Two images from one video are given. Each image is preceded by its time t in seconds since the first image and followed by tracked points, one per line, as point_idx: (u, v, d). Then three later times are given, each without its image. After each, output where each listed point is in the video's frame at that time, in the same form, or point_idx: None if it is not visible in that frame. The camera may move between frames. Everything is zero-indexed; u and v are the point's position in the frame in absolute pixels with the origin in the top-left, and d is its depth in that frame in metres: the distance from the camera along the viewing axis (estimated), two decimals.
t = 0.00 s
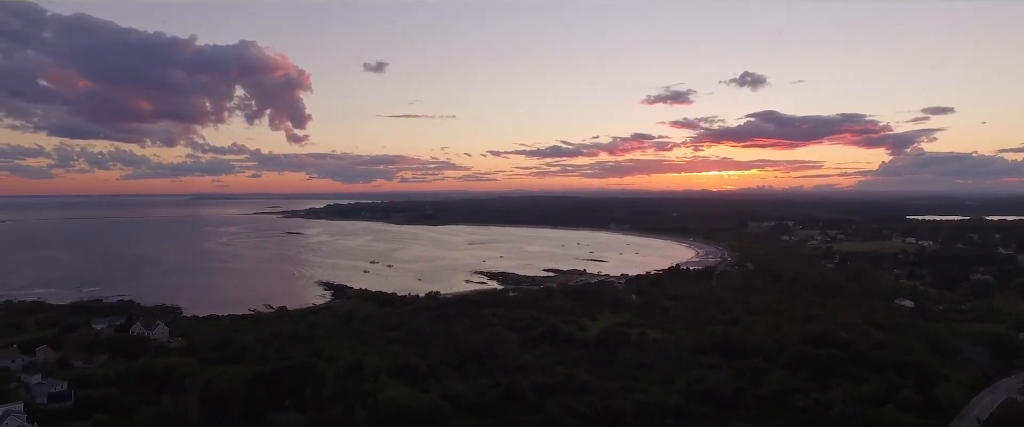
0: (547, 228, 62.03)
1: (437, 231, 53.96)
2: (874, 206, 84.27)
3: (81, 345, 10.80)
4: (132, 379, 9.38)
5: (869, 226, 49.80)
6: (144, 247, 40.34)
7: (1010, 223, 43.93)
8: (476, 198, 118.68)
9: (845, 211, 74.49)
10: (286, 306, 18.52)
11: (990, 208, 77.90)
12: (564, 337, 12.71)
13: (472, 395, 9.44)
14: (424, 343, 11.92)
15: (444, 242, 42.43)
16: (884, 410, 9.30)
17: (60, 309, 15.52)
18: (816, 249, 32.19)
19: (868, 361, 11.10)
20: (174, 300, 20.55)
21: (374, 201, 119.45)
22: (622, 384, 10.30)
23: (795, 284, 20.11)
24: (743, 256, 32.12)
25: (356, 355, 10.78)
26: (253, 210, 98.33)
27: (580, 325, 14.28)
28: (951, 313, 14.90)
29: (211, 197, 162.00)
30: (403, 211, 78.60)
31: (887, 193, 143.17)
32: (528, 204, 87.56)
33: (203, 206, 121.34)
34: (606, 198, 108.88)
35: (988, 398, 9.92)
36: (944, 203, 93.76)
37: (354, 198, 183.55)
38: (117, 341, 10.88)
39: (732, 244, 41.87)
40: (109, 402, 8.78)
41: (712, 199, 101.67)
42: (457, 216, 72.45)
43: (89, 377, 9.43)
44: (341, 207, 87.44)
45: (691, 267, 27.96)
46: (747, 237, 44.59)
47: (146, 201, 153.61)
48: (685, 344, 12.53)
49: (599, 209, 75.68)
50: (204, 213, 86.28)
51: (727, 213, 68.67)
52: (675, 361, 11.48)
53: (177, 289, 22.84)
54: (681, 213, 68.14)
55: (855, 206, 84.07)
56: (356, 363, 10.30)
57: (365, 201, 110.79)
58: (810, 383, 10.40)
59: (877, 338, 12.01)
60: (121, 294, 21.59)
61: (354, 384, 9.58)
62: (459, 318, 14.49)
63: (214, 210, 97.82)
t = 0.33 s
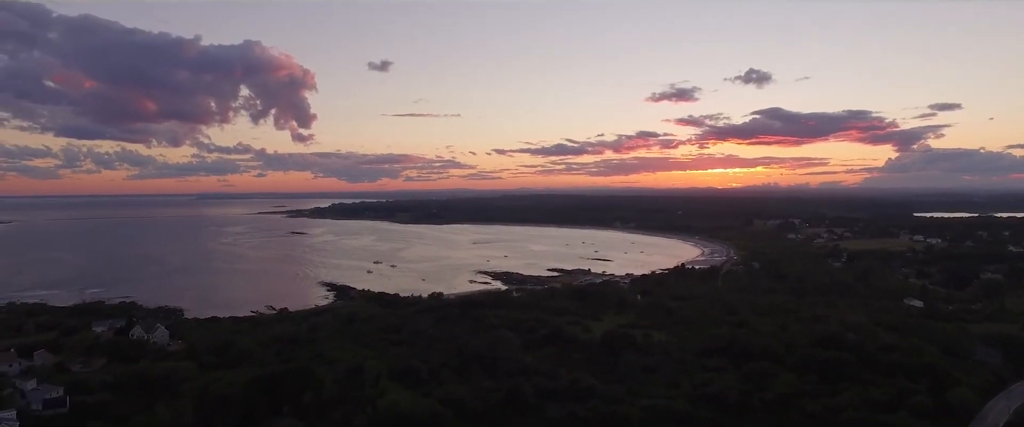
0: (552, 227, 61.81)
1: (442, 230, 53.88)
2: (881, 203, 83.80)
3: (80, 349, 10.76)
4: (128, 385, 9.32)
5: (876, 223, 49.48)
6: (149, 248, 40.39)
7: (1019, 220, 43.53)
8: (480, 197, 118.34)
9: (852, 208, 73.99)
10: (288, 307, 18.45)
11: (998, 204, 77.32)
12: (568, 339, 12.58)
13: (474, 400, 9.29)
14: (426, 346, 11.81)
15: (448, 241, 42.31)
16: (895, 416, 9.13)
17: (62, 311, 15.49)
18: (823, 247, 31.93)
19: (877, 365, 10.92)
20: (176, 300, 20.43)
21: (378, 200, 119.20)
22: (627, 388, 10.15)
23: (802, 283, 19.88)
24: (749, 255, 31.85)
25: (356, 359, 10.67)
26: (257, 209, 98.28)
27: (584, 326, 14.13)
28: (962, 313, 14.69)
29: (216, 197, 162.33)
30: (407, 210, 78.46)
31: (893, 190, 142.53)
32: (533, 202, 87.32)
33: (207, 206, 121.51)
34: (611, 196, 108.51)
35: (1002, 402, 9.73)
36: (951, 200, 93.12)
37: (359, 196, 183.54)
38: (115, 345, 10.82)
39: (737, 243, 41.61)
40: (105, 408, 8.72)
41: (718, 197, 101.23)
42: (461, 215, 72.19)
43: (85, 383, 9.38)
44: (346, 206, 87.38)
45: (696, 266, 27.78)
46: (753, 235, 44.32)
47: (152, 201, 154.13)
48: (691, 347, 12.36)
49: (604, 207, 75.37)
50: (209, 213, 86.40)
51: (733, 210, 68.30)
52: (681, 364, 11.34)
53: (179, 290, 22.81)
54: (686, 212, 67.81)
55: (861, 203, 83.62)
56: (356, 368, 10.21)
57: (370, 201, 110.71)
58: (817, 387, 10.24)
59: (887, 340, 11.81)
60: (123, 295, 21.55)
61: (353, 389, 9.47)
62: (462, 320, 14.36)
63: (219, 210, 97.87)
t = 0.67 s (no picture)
0: (556, 225, 61.59)
1: (445, 228, 53.74)
2: (887, 200, 83.29)
3: (77, 352, 10.73)
4: (123, 388, 9.27)
5: (882, 221, 49.10)
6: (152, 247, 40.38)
7: None
8: (484, 195, 117.97)
9: (858, 205, 73.54)
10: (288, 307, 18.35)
11: (1005, 201, 76.67)
12: (570, 341, 12.44)
13: (472, 404, 9.18)
14: (426, 347, 11.72)
15: (452, 240, 42.16)
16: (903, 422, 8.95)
17: (62, 312, 15.46)
18: (828, 245, 31.63)
19: (885, 368, 10.74)
20: (177, 301, 20.28)
21: (384, 198, 119.08)
22: (629, 392, 10.02)
23: (808, 283, 19.64)
24: (754, 253, 31.57)
25: (355, 361, 10.57)
26: (261, 208, 98.34)
27: (586, 327, 13.98)
28: (971, 313, 14.46)
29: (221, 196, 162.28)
30: (411, 208, 78.29)
31: (897, 187, 142.09)
32: (537, 200, 87.08)
33: (212, 204, 121.55)
34: (615, 194, 108.08)
35: (1015, 407, 9.53)
36: (957, 196, 92.54)
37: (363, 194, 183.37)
38: (112, 348, 10.77)
39: (742, 241, 41.32)
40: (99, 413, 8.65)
41: (723, 194, 100.77)
42: (465, 213, 71.92)
43: (80, 387, 9.32)
44: (349, 204, 87.26)
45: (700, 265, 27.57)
46: (758, 233, 44.03)
47: (157, 199, 154.58)
48: (695, 349, 12.21)
49: (608, 205, 75.09)
50: (213, 212, 86.43)
51: (738, 208, 67.90)
52: (684, 367, 11.18)
53: (180, 289, 22.76)
54: (691, 209, 67.47)
55: (868, 200, 83.10)
56: (354, 371, 10.13)
57: (374, 199, 110.52)
58: (823, 391, 10.07)
59: (896, 343, 11.60)
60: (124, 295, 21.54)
61: (352, 393, 9.37)
62: (463, 321, 14.22)
63: (222, 209, 97.86)
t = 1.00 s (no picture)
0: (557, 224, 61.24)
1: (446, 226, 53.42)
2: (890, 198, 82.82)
3: (71, 354, 10.63)
4: (116, 393, 9.17)
5: (885, 219, 48.87)
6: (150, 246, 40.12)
7: None
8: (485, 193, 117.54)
9: (861, 203, 73.09)
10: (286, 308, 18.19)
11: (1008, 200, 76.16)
12: (571, 342, 12.30)
13: (471, 409, 9.07)
14: (425, 349, 11.60)
15: (452, 238, 41.96)
16: None
17: (58, 312, 15.33)
18: (831, 244, 31.36)
19: (890, 372, 10.60)
20: (175, 300, 20.12)
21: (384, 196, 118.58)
22: (630, 396, 9.88)
23: (812, 284, 19.44)
24: (756, 252, 31.35)
25: (352, 364, 10.46)
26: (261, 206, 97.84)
27: (587, 328, 13.83)
28: (978, 315, 14.27)
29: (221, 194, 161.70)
30: (411, 206, 77.91)
31: (898, 185, 141.60)
32: (539, 198, 86.62)
33: (211, 202, 120.97)
34: (616, 192, 107.55)
35: None
36: (960, 195, 92.07)
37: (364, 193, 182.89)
38: (106, 351, 10.66)
39: (744, 240, 41.00)
40: (91, 418, 8.56)
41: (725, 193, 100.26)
42: (466, 211, 71.70)
43: (73, 391, 9.22)
44: (350, 203, 86.85)
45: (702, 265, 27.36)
46: (760, 232, 43.72)
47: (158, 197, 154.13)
48: (697, 351, 12.06)
49: (609, 203, 74.71)
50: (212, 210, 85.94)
51: (740, 206, 67.51)
52: (686, 369, 11.05)
53: (178, 288, 22.59)
54: (693, 207, 67.07)
55: (871, 198, 82.62)
56: (351, 374, 10.02)
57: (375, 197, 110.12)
58: (827, 396, 9.94)
59: (902, 346, 11.44)
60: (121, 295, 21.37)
61: (349, 398, 9.26)
62: (463, 322, 14.08)
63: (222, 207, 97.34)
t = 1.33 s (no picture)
0: (557, 224, 61.14)
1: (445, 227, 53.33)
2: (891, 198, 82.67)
3: (62, 360, 10.50)
4: (106, 400, 9.05)
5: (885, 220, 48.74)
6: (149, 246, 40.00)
7: None
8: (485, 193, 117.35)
9: (862, 203, 72.94)
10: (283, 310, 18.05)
11: (1009, 200, 75.96)
12: (569, 347, 12.16)
13: (467, 416, 8.91)
14: (421, 354, 11.46)
15: (452, 239, 41.85)
16: None
17: (52, 314, 15.20)
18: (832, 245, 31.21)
19: (894, 378, 10.44)
20: (172, 301, 20.01)
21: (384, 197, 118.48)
22: (628, 403, 9.73)
23: (813, 286, 19.30)
24: (757, 253, 31.24)
25: (346, 370, 10.32)
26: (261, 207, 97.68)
27: (586, 332, 13.69)
28: (981, 318, 14.11)
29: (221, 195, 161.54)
30: (411, 207, 77.76)
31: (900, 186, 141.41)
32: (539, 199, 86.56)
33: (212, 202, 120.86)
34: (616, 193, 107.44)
35: None
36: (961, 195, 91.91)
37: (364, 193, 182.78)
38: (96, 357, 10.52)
39: (744, 240, 40.87)
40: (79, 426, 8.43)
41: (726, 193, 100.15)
42: (466, 212, 71.62)
43: (62, 398, 9.10)
44: (349, 203, 86.75)
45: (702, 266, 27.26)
46: (761, 233, 43.60)
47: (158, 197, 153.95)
48: (697, 356, 11.92)
49: (609, 203, 74.60)
50: (210, 210, 85.81)
51: (741, 206, 67.40)
52: (686, 375, 10.91)
53: (174, 288, 22.49)
54: (693, 208, 66.97)
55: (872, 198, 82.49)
56: (346, 380, 9.88)
57: (375, 197, 110.00)
58: (829, 403, 9.79)
59: (906, 351, 11.28)
60: (118, 296, 21.27)
61: (343, 405, 9.11)
62: (460, 325, 13.94)
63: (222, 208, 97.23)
